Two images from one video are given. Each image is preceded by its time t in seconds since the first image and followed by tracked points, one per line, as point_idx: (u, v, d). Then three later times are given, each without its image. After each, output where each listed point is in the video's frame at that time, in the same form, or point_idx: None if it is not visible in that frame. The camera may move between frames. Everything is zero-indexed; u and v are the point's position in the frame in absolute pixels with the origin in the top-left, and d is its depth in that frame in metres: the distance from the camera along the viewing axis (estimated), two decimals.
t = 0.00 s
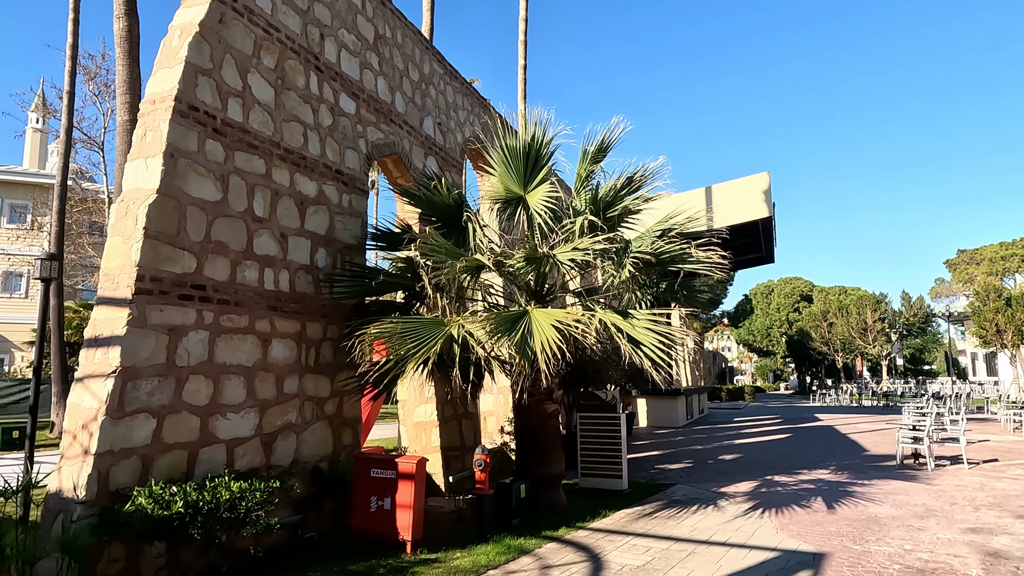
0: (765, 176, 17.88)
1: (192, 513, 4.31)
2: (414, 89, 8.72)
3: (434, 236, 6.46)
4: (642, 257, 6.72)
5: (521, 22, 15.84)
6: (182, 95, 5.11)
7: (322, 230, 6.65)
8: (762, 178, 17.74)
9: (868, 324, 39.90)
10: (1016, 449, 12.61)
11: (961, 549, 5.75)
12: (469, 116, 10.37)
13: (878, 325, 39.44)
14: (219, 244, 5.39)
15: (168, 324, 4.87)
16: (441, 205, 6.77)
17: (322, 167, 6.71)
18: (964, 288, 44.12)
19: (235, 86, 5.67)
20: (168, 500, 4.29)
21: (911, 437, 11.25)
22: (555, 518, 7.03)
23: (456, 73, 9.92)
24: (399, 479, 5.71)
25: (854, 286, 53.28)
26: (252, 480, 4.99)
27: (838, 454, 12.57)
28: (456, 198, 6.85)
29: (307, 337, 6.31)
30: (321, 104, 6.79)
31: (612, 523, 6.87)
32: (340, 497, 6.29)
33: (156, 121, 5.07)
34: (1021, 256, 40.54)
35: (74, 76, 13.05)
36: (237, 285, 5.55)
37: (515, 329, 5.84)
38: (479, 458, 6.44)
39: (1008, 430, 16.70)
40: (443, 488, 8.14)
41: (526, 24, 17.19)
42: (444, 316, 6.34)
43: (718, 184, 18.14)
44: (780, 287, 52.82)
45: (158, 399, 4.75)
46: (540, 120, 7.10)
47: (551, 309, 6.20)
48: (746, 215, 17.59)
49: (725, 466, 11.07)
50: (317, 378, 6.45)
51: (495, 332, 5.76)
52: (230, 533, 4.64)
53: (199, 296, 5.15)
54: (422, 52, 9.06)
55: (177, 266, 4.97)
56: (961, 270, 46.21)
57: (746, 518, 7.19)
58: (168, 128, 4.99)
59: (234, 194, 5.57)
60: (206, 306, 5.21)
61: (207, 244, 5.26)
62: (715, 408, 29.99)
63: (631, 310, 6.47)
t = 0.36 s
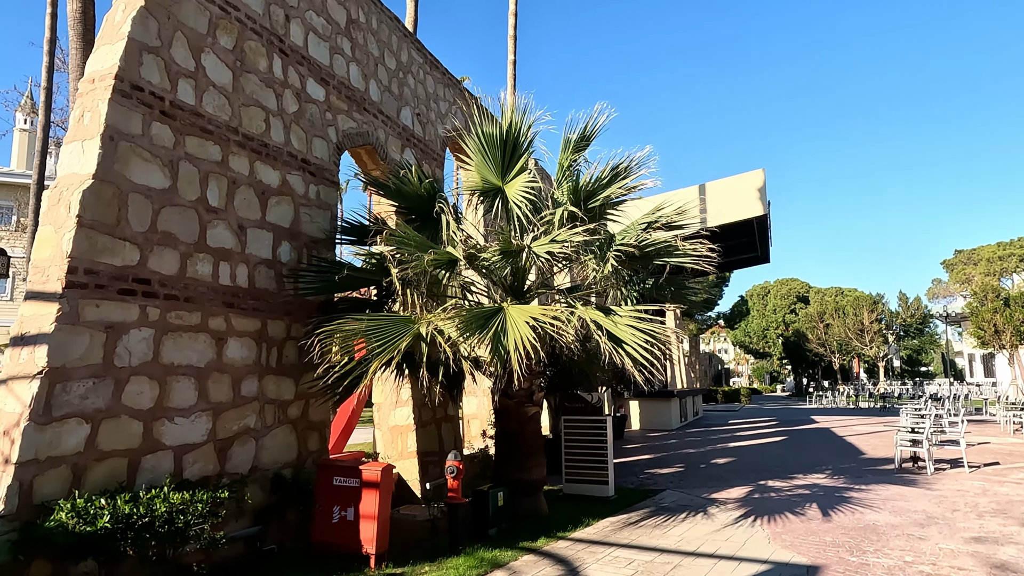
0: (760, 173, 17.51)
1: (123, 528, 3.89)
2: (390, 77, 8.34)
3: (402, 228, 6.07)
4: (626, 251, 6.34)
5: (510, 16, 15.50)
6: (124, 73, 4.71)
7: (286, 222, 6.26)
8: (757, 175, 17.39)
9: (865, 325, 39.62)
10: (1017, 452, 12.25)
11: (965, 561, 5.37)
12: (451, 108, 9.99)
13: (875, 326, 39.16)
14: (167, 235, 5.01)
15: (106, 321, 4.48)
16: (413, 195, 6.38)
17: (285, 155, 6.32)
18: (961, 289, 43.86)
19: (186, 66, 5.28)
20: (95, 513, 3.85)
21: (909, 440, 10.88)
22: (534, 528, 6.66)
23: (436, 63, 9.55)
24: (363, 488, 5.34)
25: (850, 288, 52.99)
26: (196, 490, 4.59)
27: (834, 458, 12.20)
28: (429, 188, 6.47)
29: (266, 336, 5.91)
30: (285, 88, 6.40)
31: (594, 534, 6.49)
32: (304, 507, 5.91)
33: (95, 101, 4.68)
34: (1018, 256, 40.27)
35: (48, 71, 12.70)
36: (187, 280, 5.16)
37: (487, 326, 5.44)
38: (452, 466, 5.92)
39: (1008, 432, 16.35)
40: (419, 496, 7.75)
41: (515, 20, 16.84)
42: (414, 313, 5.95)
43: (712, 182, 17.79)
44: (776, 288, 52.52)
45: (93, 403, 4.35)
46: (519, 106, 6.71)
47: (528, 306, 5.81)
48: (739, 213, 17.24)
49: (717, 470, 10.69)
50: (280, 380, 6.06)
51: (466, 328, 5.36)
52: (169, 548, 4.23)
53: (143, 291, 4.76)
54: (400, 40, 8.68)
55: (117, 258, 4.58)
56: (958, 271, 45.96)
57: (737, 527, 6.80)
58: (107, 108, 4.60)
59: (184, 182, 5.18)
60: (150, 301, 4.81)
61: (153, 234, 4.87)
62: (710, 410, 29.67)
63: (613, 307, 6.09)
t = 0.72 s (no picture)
0: (754, 170, 17.18)
1: (45, 542, 3.54)
2: (365, 65, 8.01)
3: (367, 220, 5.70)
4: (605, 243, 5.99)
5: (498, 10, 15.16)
6: (59, 50, 4.36)
7: (247, 214, 5.93)
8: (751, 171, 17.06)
9: (862, 325, 39.33)
10: (1016, 454, 11.93)
11: (964, 572, 5.04)
12: (432, 99, 9.66)
13: (872, 326, 38.84)
14: (109, 225, 4.66)
15: (36, 317, 4.14)
16: (381, 185, 6.02)
17: (246, 143, 5.98)
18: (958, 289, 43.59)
19: (133, 45, 4.94)
20: (13, 527, 3.50)
21: (906, 441, 10.56)
22: (510, 536, 6.33)
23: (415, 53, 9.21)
24: (322, 495, 5.01)
25: (847, 287, 52.71)
26: (135, 499, 4.25)
27: (829, 460, 11.87)
28: (397, 178, 6.11)
29: (222, 334, 5.56)
30: (247, 72, 6.06)
31: (573, 542, 6.17)
32: (265, 515, 5.58)
33: (28, 80, 4.33)
34: (1016, 256, 40.05)
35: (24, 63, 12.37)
36: (132, 274, 4.82)
37: (455, 322, 5.06)
38: (420, 471, 5.60)
39: (1007, 432, 16.04)
40: (393, 501, 7.41)
41: (505, 15, 16.51)
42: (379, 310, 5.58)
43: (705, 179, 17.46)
44: (773, 288, 52.25)
45: (20, 405, 4.00)
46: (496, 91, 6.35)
47: (500, 301, 5.45)
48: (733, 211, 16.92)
49: (707, 474, 10.36)
50: (239, 381, 5.72)
51: (431, 324, 4.99)
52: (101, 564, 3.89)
53: (80, 285, 4.42)
54: (375, 27, 8.35)
55: (49, 249, 4.23)
56: (955, 270, 45.70)
57: (725, 534, 6.46)
58: (40, 87, 4.25)
59: (129, 169, 4.84)
60: (89, 296, 4.47)
61: (92, 224, 4.53)
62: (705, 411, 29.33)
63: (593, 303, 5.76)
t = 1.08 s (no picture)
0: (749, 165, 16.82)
1: None
2: (336, 50, 7.65)
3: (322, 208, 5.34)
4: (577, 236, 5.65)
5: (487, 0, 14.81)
6: None
7: (199, 203, 5.58)
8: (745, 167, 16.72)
9: (859, 324, 38.97)
10: (1015, 458, 11.58)
11: None
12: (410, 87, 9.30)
13: (869, 325, 38.48)
14: (35, 213, 4.30)
15: None
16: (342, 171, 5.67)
17: (198, 129, 5.62)
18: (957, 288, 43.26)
19: (66, 20, 4.58)
20: None
21: (901, 445, 10.22)
22: (480, 546, 6.00)
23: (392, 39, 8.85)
24: (270, 505, 4.67)
25: (845, 286, 52.36)
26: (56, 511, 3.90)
27: (822, 463, 11.52)
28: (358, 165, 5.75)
29: (168, 331, 5.20)
30: (199, 54, 5.69)
31: (546, 553, 5.82)
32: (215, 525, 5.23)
33: None
34: (1014, 255, 39.75)
35: None
36: (64, 265, 4.47)
37: (412, 320, 4.69)
38: (380, 478, 5.26)
39: (1005, 434, 15.69)
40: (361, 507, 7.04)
41: (495, 7, 16.15)
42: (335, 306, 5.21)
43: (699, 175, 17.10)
44: (771, 287, 51.95)
45: None
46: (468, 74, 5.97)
47: (464, 297, 5.07)
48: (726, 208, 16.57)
49: (695, 477, 10.01)
50: (187, 381, 5.36)
51: (386, 321, 4.62)
52: None
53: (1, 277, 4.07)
54: (348, 12, 7.99)
55: None
56: (954, 270, 45.37)
57: (707, 545, 6.10)
58: None
59: (60, 153, 4.48)
60: (10, 290, 4.11)
61: (15, 212, 4.17)
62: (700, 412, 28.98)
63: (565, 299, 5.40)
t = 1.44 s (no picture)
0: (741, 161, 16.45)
1: None
2: (301, 34, 7.29)
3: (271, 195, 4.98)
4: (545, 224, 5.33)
5: None
6: None
7: (142, 190, 5.22)
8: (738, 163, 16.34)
9: (855, 323, 38.65)
10: (1014, 459, 11.23)
11: None
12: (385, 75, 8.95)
13: (866, 325, 38.17)
14: None
15: None
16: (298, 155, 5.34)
17: (142, 111, 5.27)
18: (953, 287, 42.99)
19: None
20: None
21: (896, 445, 9.87)
22: (447, 555, 5.64)
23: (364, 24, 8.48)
24: (209, 514, 4.31)
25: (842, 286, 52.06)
26: None
27: (815, 465, 11.17)
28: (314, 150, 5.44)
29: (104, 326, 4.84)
30: (144, 31, 5.33)
31: (515, 563, 5.46)
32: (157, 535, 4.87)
33: None
34: (1011, 253, 39.52)
35: None
36: None
37: (363, 313, 4.33)
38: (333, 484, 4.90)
39: (1003, 435, 15.35)
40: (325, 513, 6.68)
41: None
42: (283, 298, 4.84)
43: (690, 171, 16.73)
44: (767, 287, 51.66)
45: None
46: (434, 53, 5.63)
47: (422, 290, 4.67)
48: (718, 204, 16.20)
49: (683, 480, 9.65)
50: (127, 381, 4.99)
51: (334, 315, 4.23)
52: None
53: None
54: None
55: None
56: (951, 269, 45.11)
57: (688, 553, 5.75)
58: None
59: None
60: None
61: None
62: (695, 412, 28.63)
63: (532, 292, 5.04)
